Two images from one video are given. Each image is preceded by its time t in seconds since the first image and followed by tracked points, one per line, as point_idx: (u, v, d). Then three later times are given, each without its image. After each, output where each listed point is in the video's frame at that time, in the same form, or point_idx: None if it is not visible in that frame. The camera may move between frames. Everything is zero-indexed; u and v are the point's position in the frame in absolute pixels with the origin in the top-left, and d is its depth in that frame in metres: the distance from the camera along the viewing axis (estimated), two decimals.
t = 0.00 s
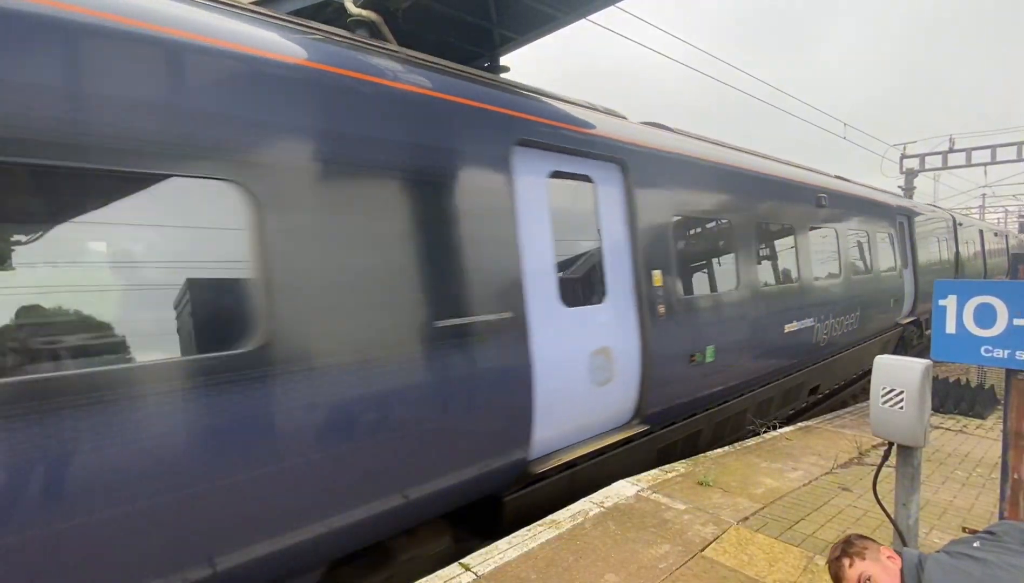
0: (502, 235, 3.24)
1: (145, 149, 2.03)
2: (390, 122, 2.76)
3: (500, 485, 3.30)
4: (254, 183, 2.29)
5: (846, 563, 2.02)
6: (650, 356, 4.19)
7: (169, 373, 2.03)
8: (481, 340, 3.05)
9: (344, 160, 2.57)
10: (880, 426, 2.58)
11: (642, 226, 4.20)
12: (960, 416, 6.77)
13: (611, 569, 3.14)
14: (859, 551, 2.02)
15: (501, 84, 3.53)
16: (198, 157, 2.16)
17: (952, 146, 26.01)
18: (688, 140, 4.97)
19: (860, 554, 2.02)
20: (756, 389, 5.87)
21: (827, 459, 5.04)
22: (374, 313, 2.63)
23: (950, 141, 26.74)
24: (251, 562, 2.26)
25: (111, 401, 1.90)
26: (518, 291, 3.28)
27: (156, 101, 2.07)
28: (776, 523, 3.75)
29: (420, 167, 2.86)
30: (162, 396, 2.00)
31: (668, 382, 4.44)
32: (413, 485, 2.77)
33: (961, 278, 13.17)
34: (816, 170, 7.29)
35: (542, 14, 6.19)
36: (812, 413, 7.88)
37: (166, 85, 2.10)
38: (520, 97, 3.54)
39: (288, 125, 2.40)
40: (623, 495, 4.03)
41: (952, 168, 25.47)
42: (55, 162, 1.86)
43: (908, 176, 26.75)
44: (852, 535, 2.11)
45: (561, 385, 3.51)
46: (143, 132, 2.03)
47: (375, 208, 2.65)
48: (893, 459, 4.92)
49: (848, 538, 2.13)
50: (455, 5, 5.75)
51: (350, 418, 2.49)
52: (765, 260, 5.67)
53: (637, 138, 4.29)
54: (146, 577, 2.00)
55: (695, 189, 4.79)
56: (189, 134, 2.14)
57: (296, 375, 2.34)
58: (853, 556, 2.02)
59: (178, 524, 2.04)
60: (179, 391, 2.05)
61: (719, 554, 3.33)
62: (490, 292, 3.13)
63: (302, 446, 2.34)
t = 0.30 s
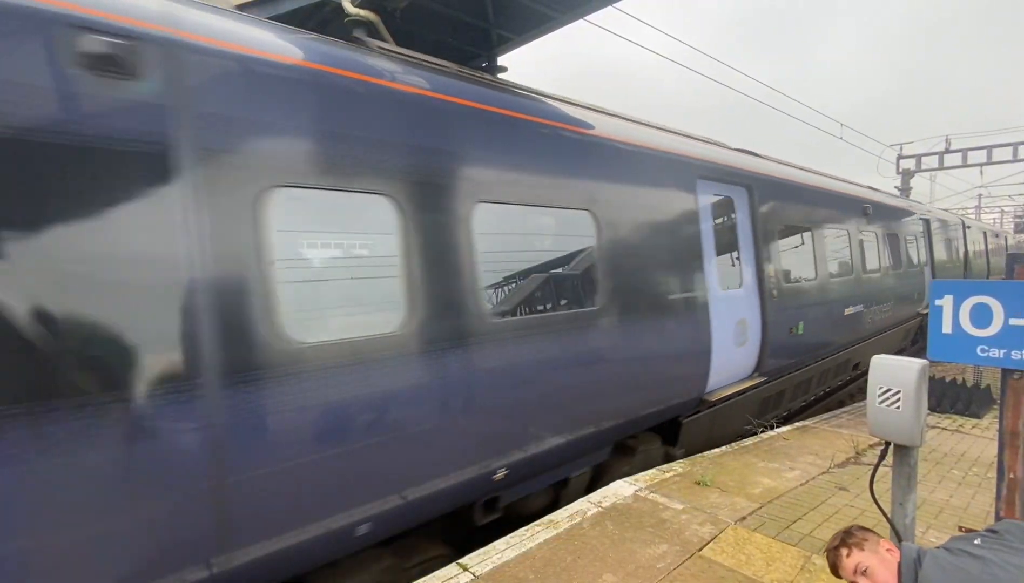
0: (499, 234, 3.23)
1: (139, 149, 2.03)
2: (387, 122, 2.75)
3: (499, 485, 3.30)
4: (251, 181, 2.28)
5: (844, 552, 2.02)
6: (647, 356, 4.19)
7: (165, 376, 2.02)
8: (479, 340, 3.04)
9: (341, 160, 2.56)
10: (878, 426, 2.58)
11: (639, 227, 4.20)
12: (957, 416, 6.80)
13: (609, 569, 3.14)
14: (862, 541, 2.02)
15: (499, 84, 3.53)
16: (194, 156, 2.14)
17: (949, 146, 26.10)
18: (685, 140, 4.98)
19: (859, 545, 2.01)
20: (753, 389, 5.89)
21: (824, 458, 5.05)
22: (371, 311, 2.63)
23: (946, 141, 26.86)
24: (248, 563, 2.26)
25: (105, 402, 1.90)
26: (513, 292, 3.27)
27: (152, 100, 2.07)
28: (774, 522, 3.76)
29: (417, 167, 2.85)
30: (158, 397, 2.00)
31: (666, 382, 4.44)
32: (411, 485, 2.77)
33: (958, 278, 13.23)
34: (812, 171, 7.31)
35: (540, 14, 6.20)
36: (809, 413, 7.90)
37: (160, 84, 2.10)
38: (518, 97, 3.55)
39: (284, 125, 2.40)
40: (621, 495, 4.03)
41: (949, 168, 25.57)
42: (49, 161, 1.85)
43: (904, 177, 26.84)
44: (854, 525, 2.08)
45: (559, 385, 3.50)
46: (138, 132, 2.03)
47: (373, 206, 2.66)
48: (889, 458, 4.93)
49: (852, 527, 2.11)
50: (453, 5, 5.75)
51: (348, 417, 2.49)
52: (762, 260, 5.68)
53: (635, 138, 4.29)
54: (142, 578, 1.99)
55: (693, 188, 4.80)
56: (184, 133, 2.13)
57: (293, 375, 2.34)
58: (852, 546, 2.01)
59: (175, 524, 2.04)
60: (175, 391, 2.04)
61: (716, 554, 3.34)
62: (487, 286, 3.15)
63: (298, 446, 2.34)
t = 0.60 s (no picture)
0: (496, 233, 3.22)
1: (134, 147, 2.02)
2: (384, 121, 2.76)
3: (497, 485, 3.30)
4: (250, 179, 2.28)
5: (842, 544, 2.03)
6: (645, 356, 4.20)
7: (159, 376, 2.02)
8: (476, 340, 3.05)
9: (336, 158, 2.56)
10: (874, 426, 2.59)
11: (636, 227, 4.21)
12: (953, 415, 6.83)
13: (607, 569, 3.14)
14: (863, 535, 2.02)
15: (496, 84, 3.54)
16: (187, 152, 2.13)
17: (944, 147, 26.23)
18: (682, 140, 5.00)
19: (861, 538, 2.01)
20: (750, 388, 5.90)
21: (821, 458, 5.07)
22: (370, 310, 2.62)
23: (943, 141, 26.98)
24: (246, 564, 2.26)
25: (100, 402, 1.89)
26: (510, 291, 3.27)
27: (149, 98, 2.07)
28: (771, 522, 3.77)
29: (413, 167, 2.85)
30: (154, 396, 2.00)
31: (663, 382, 4.45)
32: (409, 486, 2.77)
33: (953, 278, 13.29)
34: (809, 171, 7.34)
35: (537, 15, 6.20)
36: (806, 413, 7.93)
37: (154, 81, 2.09)
38: (515, 97, 3.55)
39: (279, 122, 2.39)
40: (619, 495, 4.04)
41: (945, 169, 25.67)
42: (43, 159, 1.85)
43: (900, 178, 26.95)
44: (856, 516, 2.08)
45: (556, 385, 3.51)
46: (133, 130, 2.02)
47: (370, 202, 2.65)
48: (886, 458, 4.95)
49: (855, 518, 2.11)
50: (451, 5, 5.75)
51: (343, 417, 2.48)
52: (759, 260, 5.70)
53: (632, 138, 4.30)
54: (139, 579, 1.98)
55: (690, 189, 4.81)
56: (178, 130, 2.12)
57: (290, 375, 2.33)
58: (853, 540, 2.01)
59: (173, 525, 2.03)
60: (172, 390, 2.04)
61: (714, 553, 3.34)
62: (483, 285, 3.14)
63: (295, 447, 2.33)
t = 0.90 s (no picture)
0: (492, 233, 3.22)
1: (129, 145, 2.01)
2: (381, 120, 2.75)
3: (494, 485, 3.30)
4: (241, 180, 2.29)
5: (841, 540, 2.03)
6: (641, 356, 4.21)
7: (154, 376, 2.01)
8: (473, 340, 3.04)
9: (333, 157, 2.56)
10: (870, 425, 2.60)
11: (633, 226, 4.21)
12: (949, 415, 6.86)
13: (604, 569, 3.14)
14: (861, 532, 2.02)
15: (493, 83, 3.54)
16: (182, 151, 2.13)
17: (941, 148, 26.32)
18: (679, 140, 5.00)
19: (858, 536, 2.01)
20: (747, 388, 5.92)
21: (818, 458, 5.08)
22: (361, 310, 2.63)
23: (938, 142, 27.08)
24: (242, 565, 2.25)
25: (95, 402, 1.88)
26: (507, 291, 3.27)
27: (142, 96, 2.06)
28: (768, 521, 3.77)
29: (410, 166, 2.85)
30: (147, 397, 1.99)
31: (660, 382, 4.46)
32: (406, 486, 2.77)
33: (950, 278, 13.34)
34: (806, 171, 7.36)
35: (535, 15, 6.20)
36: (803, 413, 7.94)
37: (150, 80, 2.08)
38: (512, 96, 3.55)
39: (276, 121, 2.39)
40: (616, 494, 4.04)
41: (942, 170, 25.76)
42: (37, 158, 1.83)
43: (897, 178, 27.04)
44: (855, 512, 2.07)
45: (553, 384, 3.51)
46: (128, 129, 2.01)
47: (364, 203, 2.65)
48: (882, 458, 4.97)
49: (853, 512, 2.10)
50: (449, 5, 5.75)
51: (338, 417, 2.47)
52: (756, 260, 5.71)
53: (629, 138, 4.31)
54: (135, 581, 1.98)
55: (687, 189, 4.82)
56: (173, 129, 2.12)
57: (287, 375, 2.33)
58: (851, 536, 2.01)
59: (168, 526, 2.03)
60: (165, 390, 2.03)
61: (711, 553, 3.35)
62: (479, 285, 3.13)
63: (292, 447, 2.33)
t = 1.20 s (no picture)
0: (490, 232, 3.22)
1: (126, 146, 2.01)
2: (379, 120, 2.75)
3: (492, 486, 3.29)
4: (237, 185, 2.31)
5: (841, 540, 2.03)
6: (639, 356, 4.22)
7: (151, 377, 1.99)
8: (471, 340, 3.04)
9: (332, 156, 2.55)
10: (866, 425, 2.62)
11: (630, 226, 4.20)
12: (944, 414, 6.90)
13: (601, 569, 3.14)
14: (861, 532, 2.03)
15: (491, 82, 3.53)
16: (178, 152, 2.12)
17: (935, 149, 26.46)
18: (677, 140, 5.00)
19: (858, 536, 2.01)
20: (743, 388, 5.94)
21: (815, 457, 5.09)
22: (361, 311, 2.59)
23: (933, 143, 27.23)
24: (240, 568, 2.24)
25: (91, 404, 1.87)
26: (505, 290, 3.27)
27: (139, 97, 2.06)
28: (764, 521, 3.78)
29: (409, 166, 2.84)
30: (143, 399, 1.97)
31: (658, 382, 4.47)
32: (405, 487, 2.76)
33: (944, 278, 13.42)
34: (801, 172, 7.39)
35: (532, 15, 6.20)
36: (799, 412, 7.96)
37: (147, 80, 2.08)
38: (510, 95, 3.54)
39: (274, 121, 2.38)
40: (613, 494, 4.05)
41: (937, 170, 25.90)
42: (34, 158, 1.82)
43: (892, 179, 27.17)
44: (856, 512, 2.07)
45: (552, 384, 3.51)
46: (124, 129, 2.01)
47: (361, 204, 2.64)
48: (878, 457, 4.99)
49: (854, 511, 2.10)
50: (446, 4, 5.74)
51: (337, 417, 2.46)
52: (752, 260, 5.73)
53: (626, 138, 4.31)
54: None
55: (684, 188, 4.83)
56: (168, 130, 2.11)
57: (286, 376, 2.33)
58: (851, 537, 2.01)
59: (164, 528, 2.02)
60: (162, 391, 2.02)
61: (708, 553, 3.35)
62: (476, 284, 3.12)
63: (290, 448, 2.32)
